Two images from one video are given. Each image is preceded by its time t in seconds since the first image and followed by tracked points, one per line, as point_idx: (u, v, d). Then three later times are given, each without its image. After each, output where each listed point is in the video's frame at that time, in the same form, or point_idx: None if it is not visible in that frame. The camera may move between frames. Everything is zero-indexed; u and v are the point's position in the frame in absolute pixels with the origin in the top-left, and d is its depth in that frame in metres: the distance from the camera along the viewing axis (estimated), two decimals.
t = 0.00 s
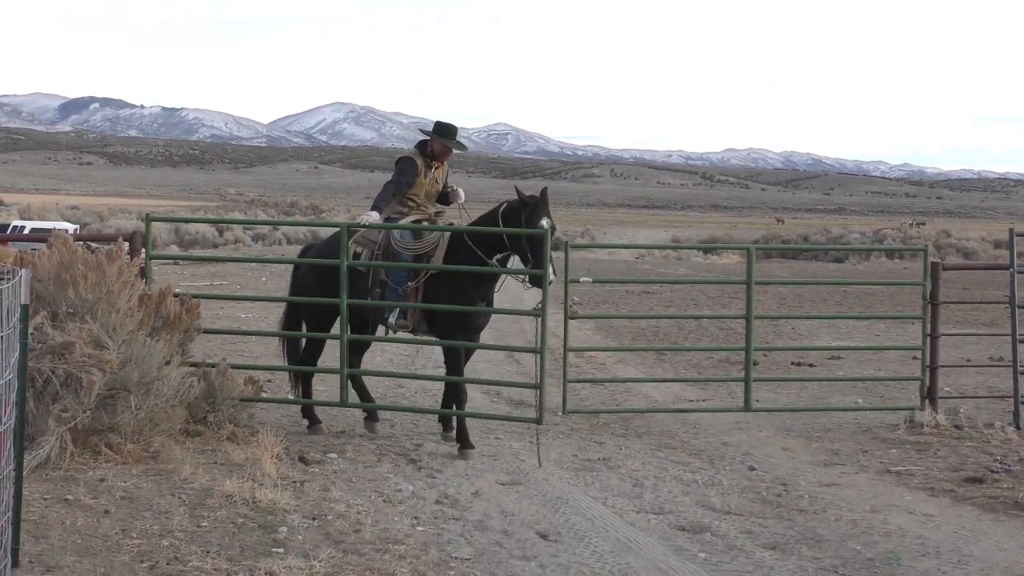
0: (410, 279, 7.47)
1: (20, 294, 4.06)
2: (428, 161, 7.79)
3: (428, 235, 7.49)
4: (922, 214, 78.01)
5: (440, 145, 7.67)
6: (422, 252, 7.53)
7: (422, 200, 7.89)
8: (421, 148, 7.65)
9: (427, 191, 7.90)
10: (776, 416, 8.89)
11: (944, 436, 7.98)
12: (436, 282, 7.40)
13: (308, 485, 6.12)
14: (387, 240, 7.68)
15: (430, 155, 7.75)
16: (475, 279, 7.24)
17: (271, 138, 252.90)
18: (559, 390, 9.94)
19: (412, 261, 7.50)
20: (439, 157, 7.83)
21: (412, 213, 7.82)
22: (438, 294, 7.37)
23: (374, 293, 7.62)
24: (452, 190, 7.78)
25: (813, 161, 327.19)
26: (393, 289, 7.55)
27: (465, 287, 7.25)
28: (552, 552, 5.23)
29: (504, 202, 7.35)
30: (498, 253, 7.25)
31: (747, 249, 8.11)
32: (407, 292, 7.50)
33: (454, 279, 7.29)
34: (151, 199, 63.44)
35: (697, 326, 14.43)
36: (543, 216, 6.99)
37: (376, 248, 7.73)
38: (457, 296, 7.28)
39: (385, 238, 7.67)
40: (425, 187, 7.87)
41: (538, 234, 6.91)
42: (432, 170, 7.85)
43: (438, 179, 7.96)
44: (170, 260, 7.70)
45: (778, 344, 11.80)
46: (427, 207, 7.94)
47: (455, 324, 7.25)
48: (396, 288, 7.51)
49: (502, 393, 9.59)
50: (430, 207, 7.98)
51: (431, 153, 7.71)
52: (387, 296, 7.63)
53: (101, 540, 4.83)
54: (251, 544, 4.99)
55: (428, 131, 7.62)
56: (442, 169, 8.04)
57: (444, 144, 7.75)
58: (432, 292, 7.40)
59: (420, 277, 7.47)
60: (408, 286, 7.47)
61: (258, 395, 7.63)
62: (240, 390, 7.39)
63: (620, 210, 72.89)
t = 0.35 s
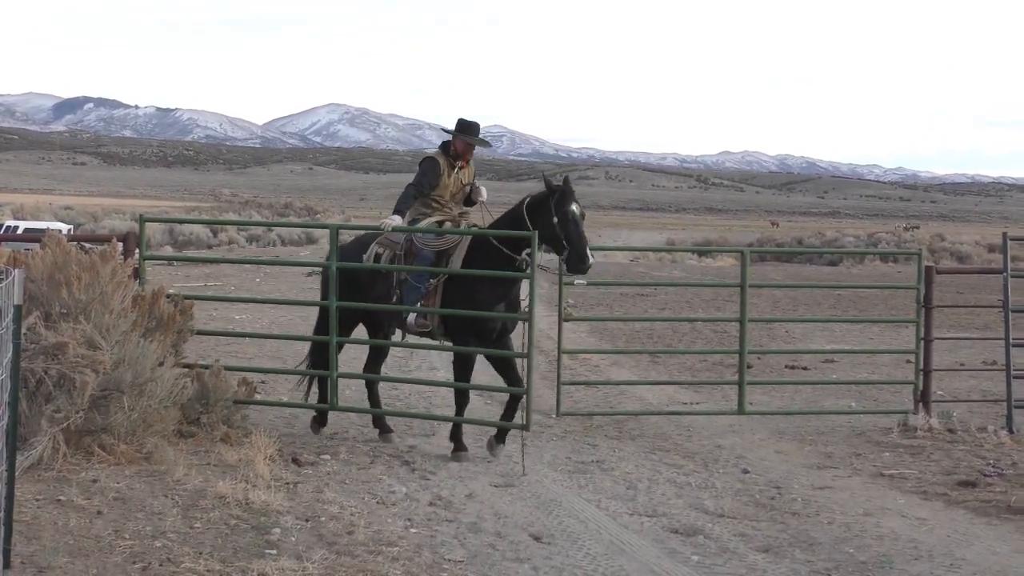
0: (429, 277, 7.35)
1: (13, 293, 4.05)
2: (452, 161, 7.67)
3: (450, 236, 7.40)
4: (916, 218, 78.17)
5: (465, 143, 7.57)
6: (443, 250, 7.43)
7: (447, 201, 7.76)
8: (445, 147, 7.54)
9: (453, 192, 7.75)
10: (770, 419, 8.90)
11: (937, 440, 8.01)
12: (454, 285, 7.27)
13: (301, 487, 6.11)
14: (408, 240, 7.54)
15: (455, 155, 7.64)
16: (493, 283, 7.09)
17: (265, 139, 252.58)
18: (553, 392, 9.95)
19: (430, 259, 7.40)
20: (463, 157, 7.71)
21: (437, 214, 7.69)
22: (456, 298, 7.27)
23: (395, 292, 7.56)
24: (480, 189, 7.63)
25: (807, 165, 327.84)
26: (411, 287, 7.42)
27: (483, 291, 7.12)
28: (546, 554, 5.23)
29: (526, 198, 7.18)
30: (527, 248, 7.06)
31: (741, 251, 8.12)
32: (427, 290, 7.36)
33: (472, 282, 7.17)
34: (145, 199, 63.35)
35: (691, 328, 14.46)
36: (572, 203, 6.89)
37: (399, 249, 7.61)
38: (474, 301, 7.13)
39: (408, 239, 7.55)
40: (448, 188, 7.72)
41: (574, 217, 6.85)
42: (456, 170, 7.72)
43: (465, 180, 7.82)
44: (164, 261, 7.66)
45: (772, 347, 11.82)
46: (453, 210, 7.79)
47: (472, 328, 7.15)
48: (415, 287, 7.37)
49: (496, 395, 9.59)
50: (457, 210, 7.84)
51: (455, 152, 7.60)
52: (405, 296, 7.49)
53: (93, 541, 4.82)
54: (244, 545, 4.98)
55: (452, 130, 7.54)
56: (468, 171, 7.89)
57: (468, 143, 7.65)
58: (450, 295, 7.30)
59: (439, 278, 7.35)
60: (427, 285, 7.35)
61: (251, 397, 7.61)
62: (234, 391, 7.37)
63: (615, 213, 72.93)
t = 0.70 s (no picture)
0: (447, 281, 7.17)
1: (5, 292, 4.04)
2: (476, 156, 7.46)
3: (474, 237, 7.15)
4: (909, 221, 78.51)
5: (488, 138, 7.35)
6: (465, 253, 7.18)
7: (473, 198, 7.59)
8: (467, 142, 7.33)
9: (478, 188, 7.57)
10: (763, 420, 8.92)
11: (929, 442, 8.04)
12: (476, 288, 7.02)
13: (293, 487, 6.10)
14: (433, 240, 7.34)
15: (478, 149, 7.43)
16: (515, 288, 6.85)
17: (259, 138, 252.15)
18: (546, 392, 9.96)
19: (451, 260, 7.20)
20: (486, 151, 7.51)
21: (462, 213, 7.55)
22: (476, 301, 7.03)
23: (417, 292, 7.42)
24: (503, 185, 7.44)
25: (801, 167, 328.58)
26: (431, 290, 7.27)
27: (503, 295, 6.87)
28: (538, 555, 5.24)
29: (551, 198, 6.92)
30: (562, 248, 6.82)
31: (735, 253, 8.12)
32: (445, 293, 7.19)
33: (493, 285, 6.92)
34: (137, 198, 63.18)
35: (684, 330, 14.48)
36: (605, 194, 6.74)
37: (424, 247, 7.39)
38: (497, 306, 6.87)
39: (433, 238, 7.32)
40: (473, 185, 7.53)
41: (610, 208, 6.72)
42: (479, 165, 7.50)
43: (489, 175, 7.62)
44: (157, 260, 7.62)
45: (765, 349, 11.85)
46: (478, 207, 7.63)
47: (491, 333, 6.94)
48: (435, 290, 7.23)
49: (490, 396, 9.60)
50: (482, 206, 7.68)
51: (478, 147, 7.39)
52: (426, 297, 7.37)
53: (84, 540, 4.80)
54: (236, 545, 4.97)
55: (473, 124, 7.31)
56: (491, 165, 7.67)
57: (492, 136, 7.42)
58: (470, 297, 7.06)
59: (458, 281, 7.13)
60: (446, 288, 7.19)
61: (243, 396, 7.60)
62: (226, 390, 7.36)
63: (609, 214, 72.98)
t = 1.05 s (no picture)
0: (491, 283, 6.91)
1: None
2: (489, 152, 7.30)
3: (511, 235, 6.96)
4: (896, 218, 78.91)
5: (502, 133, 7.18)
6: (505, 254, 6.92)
7: (493, 196, 7.39)
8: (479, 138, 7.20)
9: (497, 185, 7.38)
10: (751, 417, 8.96)
11: (916, 438, 8.08)
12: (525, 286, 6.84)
13: (282, 483, 6.09)
14: (465, 243, 7.08)
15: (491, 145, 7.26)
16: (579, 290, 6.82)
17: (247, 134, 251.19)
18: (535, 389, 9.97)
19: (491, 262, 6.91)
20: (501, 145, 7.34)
21: (486, 212, 7.37)
22: (532, 301, 6.76)
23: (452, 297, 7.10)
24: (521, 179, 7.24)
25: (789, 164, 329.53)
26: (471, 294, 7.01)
27: (572, 300, 6.77)
28: (526, 551, 5.25)
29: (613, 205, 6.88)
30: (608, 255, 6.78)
31: (723, 250, 8.14)
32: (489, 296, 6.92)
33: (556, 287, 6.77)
34: (124, 194, 62.90)
35: (673, 326, 14.53)
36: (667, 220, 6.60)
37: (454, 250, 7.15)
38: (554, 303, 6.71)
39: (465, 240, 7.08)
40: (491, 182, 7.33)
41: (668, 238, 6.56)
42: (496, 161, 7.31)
43: (507, 170, 7.42)
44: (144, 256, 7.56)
45: (753, 346, 11.90)
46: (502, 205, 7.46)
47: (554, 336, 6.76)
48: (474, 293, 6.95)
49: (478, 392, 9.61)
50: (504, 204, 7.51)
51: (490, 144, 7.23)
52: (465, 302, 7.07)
53: (72, 537, 4.78)
54: (224, 542, 4.96)
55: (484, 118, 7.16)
56: (510, 161, 7.45)
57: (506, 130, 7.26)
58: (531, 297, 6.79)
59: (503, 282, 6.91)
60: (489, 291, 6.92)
61: (231, 393, 7.58)
62: (214, 387, 7.34)
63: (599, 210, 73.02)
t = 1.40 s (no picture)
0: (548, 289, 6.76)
1: None
2: (519, 150, 7.08)
3: (564, 239, 6.82)
4: (884, 216, 79.28)
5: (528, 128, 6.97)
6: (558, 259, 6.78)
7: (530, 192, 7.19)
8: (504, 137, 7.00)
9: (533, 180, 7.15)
10: (738, 414, 8.99)
11: (902, 436, 8.13)
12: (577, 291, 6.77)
13: (269, 479, 6.08)
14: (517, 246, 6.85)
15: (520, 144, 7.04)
16: (626, 284, 6.79)
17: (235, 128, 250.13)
18: (522, 385, 9.98)
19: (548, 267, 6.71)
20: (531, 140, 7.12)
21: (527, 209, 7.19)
22: (582, 305, 6.71)
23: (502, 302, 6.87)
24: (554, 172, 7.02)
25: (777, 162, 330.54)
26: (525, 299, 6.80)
27: (618, 294, 6.73)
28: (514, 548, 5.25)
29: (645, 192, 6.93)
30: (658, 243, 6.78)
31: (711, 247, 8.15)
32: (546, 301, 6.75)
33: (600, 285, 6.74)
34: (111, 189, 62.54)
35: (661, 323, 14.57)
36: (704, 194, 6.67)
37: (501, 252, 6.90)
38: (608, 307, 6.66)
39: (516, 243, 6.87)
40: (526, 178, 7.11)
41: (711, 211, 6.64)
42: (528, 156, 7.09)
43: (540, 162, 7.17)
44: (131, 251, 7.52)
45: (740, 343, 11.94)
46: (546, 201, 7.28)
47: (608, 335, 6.69)
48: (531, 298, 6.74)
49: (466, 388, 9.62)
50: (547, 198, 7.31)
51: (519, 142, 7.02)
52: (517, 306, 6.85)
53: (57, 533, 4.76)
54: (211, 537, 4.95)
55: (506, 115, 6.98)
56: (542, 153, 7.22)
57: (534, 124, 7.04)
58: (577, 301, 6.73)
59: (559, 287, 6.76)
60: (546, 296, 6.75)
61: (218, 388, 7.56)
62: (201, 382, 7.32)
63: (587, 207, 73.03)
